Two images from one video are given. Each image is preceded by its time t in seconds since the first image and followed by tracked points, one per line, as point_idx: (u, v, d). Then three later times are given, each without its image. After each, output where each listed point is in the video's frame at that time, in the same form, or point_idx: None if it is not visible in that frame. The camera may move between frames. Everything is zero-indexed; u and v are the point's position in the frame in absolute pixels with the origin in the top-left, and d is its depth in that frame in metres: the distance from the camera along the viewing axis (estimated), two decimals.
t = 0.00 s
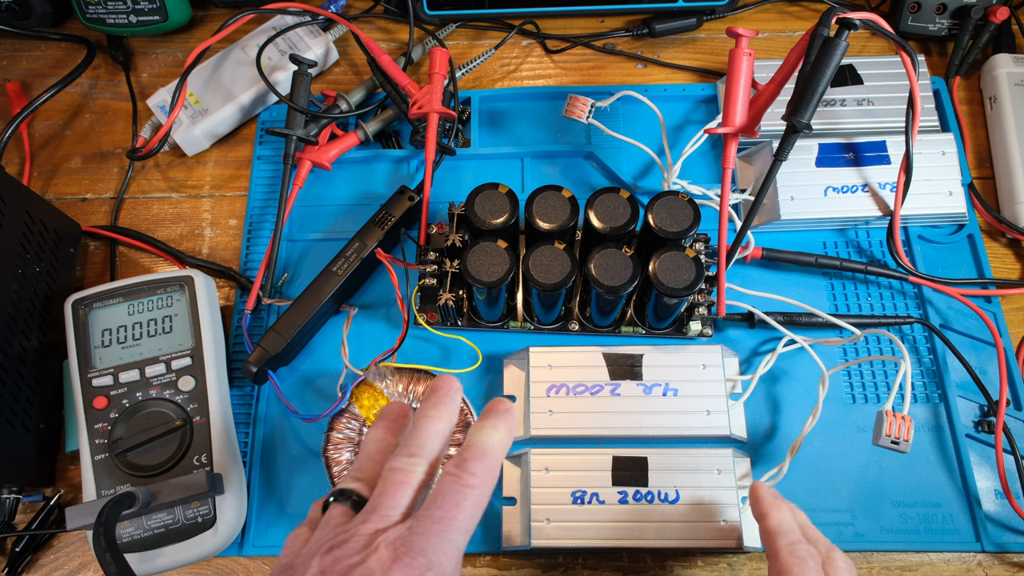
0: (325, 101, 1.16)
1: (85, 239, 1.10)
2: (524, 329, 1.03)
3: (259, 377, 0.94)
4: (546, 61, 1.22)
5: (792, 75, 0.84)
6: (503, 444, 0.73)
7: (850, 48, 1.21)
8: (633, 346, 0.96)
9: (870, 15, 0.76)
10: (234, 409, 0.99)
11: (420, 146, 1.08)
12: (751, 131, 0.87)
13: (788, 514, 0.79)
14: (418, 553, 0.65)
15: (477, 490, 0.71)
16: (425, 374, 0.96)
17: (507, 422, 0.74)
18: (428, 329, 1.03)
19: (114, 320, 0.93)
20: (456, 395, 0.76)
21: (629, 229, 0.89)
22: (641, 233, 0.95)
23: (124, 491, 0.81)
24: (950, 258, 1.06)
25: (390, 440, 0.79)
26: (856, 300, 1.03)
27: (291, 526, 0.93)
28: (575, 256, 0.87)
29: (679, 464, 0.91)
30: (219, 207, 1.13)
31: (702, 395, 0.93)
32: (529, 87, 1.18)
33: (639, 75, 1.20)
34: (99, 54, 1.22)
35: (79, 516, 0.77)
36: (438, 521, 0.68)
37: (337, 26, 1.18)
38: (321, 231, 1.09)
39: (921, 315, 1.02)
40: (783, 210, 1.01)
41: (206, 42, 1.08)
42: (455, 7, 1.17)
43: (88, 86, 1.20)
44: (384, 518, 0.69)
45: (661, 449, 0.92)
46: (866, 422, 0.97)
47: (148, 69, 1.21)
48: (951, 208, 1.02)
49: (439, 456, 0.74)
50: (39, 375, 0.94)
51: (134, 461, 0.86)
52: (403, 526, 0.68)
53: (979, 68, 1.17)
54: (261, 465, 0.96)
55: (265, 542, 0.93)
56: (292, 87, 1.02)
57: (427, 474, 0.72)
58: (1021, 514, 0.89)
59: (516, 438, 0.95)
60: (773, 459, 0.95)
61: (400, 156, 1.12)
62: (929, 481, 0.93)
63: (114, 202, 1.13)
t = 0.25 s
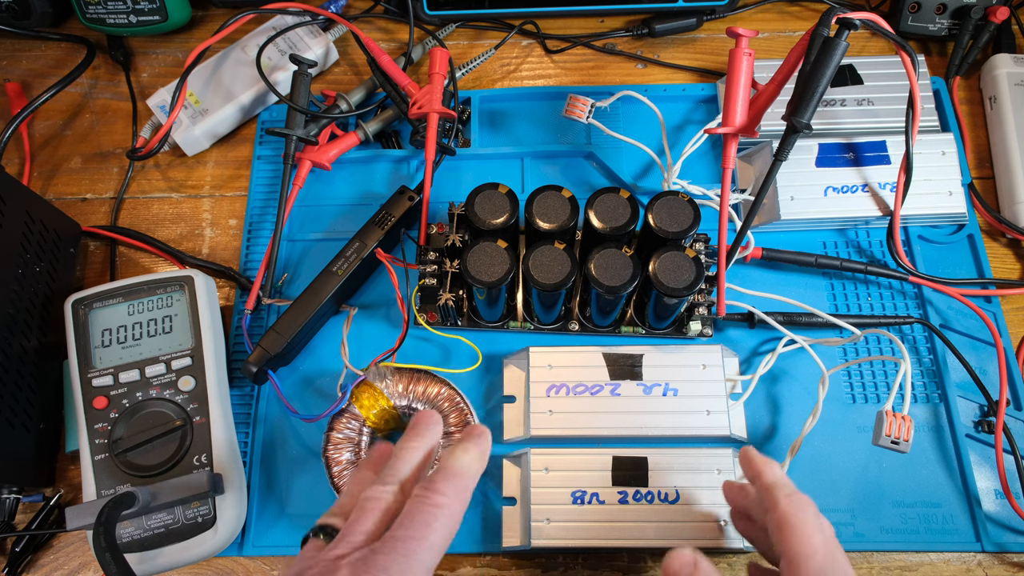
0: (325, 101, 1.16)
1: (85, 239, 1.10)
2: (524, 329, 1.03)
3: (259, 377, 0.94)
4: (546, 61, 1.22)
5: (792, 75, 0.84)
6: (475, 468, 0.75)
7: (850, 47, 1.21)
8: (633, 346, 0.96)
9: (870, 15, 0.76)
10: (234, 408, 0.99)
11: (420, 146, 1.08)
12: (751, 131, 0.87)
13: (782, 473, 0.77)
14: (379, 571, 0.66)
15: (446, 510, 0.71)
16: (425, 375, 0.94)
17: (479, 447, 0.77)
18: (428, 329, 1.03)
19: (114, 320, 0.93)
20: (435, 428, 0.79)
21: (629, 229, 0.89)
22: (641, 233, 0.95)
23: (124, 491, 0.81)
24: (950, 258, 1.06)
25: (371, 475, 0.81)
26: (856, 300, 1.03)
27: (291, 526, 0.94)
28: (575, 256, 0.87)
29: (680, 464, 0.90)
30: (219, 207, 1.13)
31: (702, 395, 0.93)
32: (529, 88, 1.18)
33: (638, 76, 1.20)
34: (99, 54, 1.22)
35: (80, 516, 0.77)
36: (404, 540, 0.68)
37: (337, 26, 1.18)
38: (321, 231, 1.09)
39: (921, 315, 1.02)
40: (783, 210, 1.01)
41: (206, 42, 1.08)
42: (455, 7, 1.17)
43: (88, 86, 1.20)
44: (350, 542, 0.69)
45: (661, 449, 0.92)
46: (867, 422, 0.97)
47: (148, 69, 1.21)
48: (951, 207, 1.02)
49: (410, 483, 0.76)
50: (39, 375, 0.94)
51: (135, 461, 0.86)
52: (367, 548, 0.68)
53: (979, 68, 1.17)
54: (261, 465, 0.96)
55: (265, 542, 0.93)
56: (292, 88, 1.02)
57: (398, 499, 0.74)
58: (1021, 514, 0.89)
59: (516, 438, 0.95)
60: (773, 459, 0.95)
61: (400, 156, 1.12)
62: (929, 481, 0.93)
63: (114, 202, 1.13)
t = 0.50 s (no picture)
0: (325, 101, 1.16)
1: (85, 239, 1.10)
2: (524, 329, 1.03)
3: (259, 377, 0.94)
4: (546, 61, 1.22)
5: (792, 75, 0.84)
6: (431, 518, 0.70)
7: (850, 48, 1.21)
8: (633, 346, 0.96)
9: (870, 15, 0.76)
10: (234, 409, 0.99)
11: (420, 146, 1.08)
12: (751, 131, 0.87)
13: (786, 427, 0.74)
14: None
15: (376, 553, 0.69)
16: (425, 375, 0.94)
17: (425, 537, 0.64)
18: (428, 329, 1.03)
19: (114, 320, 0.93)
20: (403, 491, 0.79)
21: (629, 229, 0.89)
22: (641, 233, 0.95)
23: (123, 491, 0.80)
24: (950, 258, 1.06)
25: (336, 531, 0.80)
26: (856, 300, 1.03)
27: (291, 526, 0.94)
28: (575, 256, 0.87)
29: (680, 464, 0.90)
30: (219, 207, 1.13)
31: (702, 395, 0.93)
32: (529, 88, 1.18)
33: (638, 76, 1.20)
34: (99, 54, 1.22)
35: (80, 516, 0.77)
36: None
37: (337, 26, 1.18)
38: (321, 231, 1.09)
39: (921, 315, 1.02)
40: (783, 210, 1.01)
41: (206, 42, 1.08)
42: (455, 7, 1.17)
43: (88, 86, 1.20)
44: None
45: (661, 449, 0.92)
46: (866, 422, 0.97)
47: (148, 69, 1.21)
48: (950, 207, 1.02)
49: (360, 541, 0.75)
50: (39, 375, 0.93)
51: (135, 461, 0.86)
52: None
53: (979, 68, 1.17)
54: (261, 465, 0.96)
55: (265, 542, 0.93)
56: (292, 87, 1.01)
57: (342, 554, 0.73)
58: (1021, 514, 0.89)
59: (515, 438, 0.95)
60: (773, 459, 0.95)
61: (400, 156, 1.12)
62: (928, 481, 0.93)
63: (114, 202, 1.13)
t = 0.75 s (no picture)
0: (325, 101, 1.16)
1: (85, 239, 1.10)
2: (524, 329, 1.03)
3: (259, 377, 0.94)
4: (546, 61, 1.22)
5: (792, 75, 0.84)
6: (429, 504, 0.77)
7: (850, 47, 1.21)
8: (633, 346, 0.96)
9: (870, 15, 0.76)
10: (234, 408, 0.99)
11: (420, 146, 1.08)
12: (751, 131, 0.87)
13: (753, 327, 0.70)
14: None
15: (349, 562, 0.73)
16: (425, 375, 0.94)
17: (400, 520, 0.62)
18: (428, 329, 1.03)
19: (114, 320, 0.93)
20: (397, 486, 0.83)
21: (629, 229, 0.89)
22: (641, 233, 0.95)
23: (123, 491, 0.80)
24: (950, 258, 1.06)
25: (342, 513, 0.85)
26: (856, 300, 1.03)
27: (291, 526, 0.94)
28: (575, 256, 0.87)
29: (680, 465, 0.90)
30: (220, 207, 1.13)
31: (701, 395, 0.93)
32: (528, 87, 1.18)
33: (638, 75, 1.20)
34: (100, 54, 1.22)
35: (80, 516, 0.77)
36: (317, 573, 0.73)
37: (337, 26, 1.18)
38: (321, 231, 1.09)
39: (921, 315, 1.02)
40: (783, 210, 1.01)
41: (206, 42, 1.08)
42: (455, 7, 1.17)
43: (88, 86, 1.20)
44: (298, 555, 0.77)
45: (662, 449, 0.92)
46: (866, 422, 0.97)
47: (148, 69, 1.21)
48: (951, 208, 1.02)
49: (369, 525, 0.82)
50: (39, 375, 0.94)
51: (135, 461, 0.86)
52: None
53: (979, 68, 1.17)
54: (261, 465, 0.97)
55: (265, 542, 0.93)
56: (292, 87, 1.01)
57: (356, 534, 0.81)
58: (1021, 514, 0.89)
59: (515, 438, 0.95)
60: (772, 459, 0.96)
61: (400, 156, 1.12)
62: (928, 481, 0.93)
63: (114, 202, 1.13)
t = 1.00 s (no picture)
0: (325, 101, 1.16)
1: (85, 239, 1.10)
2: (524, 329, 1.03)
3: (259, 377, 0.94)
4: (546, 61, 1.22)
5: (792, 75, 0.84)
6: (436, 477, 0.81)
7: (850, 48, 1.21)
8: (633, 346, 0.96)
9: (870, 15, 0.76)
10: (234, 409, 0.99)
11: (420, 146, 1.08)
12: (751, 132, 0.87)
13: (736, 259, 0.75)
14: None
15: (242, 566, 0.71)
16: (425, 374, 0.94)
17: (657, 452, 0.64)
18: (428, 329, 1.03)
19: (114, 320, 0.93)
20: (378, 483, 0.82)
21: (629, 229, 0.89)
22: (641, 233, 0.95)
23: (124, 491, 0.80)
24: (950, 258, 1.06)
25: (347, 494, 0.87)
26: (856, 300, 1.03)
27: (291, 526, 0.94)
28: (575, 256, 0.87)
29: (681, 464, 0.90)
30: (220, 207, 1.13)
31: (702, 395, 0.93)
32: (528, 87, 1.18)
33: (638, 75, 1.20)
34: (100, 54, 1.22)
35: (80, 516, 0.77)
36: None
37: (337, 26, 1.18)
38: (321, 231, 1.09)
39: (921, 315, 1.02)
40: (783, 210, 1.01)
41: (206, 42, 1.08)
42: (455, 7, 1.17)
43: (88, 86, 1.20)
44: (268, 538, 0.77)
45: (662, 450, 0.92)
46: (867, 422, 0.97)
47: (148, 69, 1.21)
48: (951, 208, 1.02)
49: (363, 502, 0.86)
50: (39, 375, 0.93)
51: (135, 461, 0.86)
52: None
53: (979, 68, 1.17)
54: (261, 465, 0.97)
55: (265, 542, 0.93)
56: (292, 87, 1.01)
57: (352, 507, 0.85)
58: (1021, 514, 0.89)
59: (515, 438, 0.95)
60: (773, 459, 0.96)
61: (400, 156, 1.12)
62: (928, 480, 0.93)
63: (114, 202, 1.13)
